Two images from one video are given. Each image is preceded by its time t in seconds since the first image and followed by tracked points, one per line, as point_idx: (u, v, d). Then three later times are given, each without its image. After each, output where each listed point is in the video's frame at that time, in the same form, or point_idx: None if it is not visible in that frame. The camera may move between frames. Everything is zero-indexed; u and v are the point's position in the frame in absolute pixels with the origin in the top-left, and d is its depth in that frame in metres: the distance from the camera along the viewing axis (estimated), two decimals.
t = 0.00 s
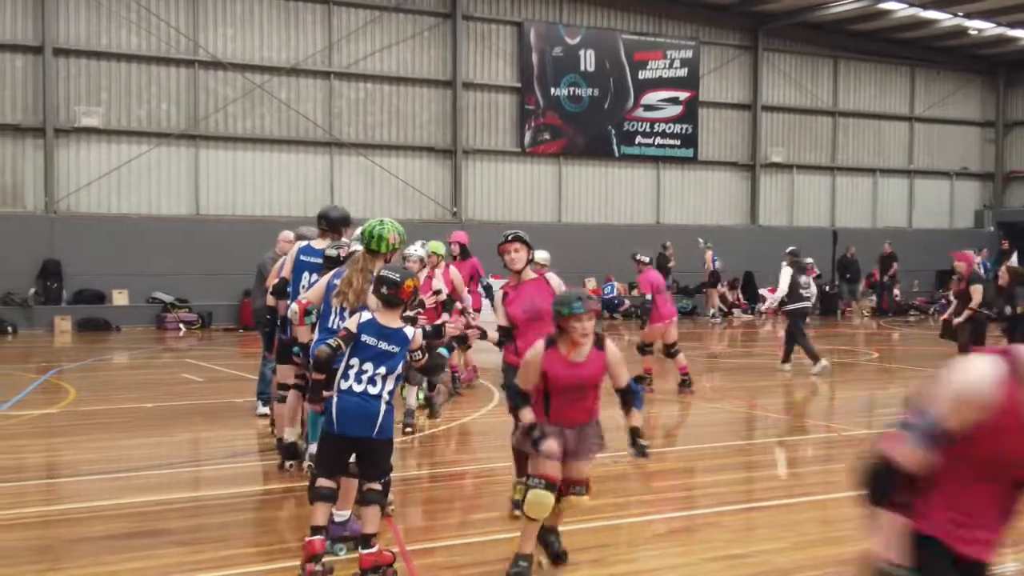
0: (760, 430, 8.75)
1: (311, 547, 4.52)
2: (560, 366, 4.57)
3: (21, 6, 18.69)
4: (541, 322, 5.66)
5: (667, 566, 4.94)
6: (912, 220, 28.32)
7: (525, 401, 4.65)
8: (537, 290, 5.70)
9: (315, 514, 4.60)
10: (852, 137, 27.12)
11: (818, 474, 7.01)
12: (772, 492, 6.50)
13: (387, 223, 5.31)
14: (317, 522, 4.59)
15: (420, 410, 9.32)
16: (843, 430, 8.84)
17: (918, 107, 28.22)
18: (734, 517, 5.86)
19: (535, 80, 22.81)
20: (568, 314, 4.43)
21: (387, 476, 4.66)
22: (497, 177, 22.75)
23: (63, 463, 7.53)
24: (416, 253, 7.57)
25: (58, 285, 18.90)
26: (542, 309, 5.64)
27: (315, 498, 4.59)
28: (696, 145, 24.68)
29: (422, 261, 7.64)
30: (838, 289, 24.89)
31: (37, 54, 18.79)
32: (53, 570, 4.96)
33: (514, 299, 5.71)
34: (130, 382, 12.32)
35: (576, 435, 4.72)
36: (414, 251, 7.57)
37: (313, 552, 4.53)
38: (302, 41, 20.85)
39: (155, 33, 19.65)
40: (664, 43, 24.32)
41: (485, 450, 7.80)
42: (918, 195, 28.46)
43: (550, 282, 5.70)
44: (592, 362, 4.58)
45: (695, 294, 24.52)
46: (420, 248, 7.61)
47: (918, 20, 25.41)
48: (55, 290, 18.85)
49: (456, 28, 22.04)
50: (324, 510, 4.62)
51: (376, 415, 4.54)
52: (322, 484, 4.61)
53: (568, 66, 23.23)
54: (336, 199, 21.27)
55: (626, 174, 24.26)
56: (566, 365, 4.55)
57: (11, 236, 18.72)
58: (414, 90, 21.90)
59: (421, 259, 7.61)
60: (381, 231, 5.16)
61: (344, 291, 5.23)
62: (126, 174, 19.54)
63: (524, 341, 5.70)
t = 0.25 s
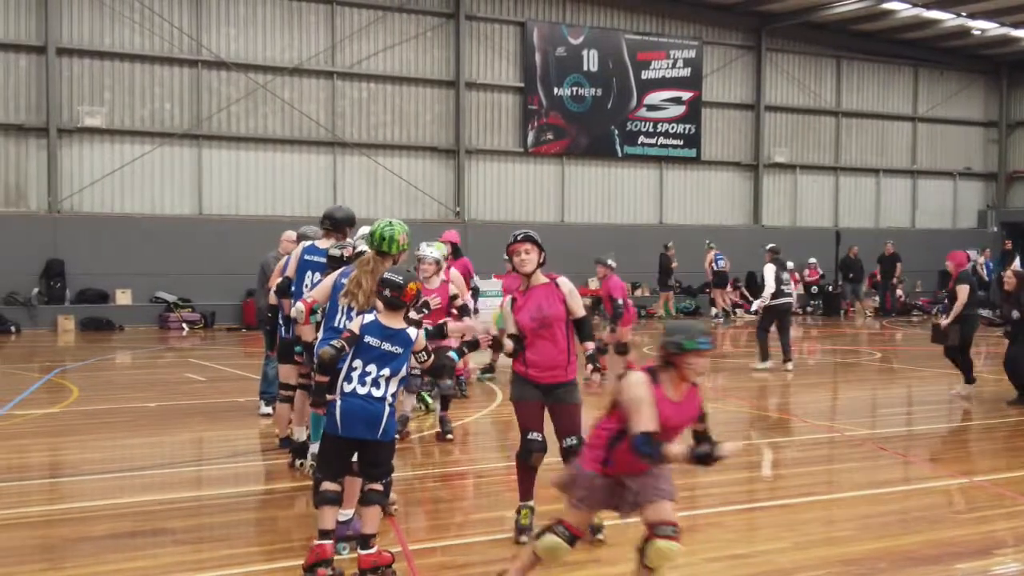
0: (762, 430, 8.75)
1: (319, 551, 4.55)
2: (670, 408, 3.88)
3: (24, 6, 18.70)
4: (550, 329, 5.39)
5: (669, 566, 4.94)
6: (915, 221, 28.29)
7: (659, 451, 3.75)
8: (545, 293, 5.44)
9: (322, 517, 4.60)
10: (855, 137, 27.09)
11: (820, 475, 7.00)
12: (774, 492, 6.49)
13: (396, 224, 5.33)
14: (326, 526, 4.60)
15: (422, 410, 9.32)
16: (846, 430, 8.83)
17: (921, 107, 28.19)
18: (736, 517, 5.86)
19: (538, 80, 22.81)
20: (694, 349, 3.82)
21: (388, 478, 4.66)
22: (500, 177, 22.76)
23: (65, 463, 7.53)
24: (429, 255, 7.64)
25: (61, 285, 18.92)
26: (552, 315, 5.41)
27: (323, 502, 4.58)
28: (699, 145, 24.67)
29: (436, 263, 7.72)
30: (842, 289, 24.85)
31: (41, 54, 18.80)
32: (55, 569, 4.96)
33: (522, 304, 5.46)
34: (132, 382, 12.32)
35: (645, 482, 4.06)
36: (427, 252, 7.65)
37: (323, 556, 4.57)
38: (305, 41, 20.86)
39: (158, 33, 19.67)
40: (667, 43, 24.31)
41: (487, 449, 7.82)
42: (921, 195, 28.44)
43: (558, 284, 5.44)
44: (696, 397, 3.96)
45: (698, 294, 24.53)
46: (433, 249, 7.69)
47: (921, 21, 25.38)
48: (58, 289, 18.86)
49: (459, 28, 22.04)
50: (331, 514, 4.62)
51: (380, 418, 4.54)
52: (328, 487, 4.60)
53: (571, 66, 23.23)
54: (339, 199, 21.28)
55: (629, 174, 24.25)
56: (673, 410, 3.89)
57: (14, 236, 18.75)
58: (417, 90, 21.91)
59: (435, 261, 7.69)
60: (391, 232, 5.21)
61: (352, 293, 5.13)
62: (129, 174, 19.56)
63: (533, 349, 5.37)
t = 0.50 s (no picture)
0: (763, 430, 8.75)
1: (324, 549, 4.51)
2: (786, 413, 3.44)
3: (27, 6, 18.72)
4: (572, 341, 4.89)
5: (670, 566, 4.94)
6: (917, 221, 28.27)
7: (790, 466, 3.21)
8: (564, 300, 4.95)
9: (323, 515, 4.55)
10: (857, 137, 27.08)
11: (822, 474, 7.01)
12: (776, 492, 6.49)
13: (402, 224, 5.38)
14: (326, 523, 4.55)
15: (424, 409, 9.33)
16: (847, 430, 8.83)
17: (923, 107, 28.17)
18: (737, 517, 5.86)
19: (540, 80, 22.81)
20: (842, 355, 4.11)
21: (387, 476, 4.67)
22: (502, 177, 22.77)
23: (67, 462, 7.54)
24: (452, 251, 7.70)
25: (63, 285, 18.94)
26: (574, 323, 4.90)
27: (325, 499, 4.55)
28: (700, 144, 24.66)
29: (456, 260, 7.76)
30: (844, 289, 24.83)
31: (43, 54, 18.82)
32: (56, 568, 4.97)
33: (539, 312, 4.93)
34: (134, 381, 12.32)
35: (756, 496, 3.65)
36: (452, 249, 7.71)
37: (327, 553, 4.53)
38: (307, 40, 20.87)
39: (161, 33, 19.68)
40: (669, 43, 24.31)
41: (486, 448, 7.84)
42: (923, 195, 28.41)
43: (578, 291, 4.98)
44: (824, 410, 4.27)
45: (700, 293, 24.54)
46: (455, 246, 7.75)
47: (923, 21, 25.36)
48: (60, 289, 18.89)
49: (461, 27, 22.04)
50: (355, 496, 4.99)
51: (383, 416, 4.56)
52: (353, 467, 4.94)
53: (573, 66, 23.24)
54: (341, 198, 21.27)
55: (631, 174, 24.25)
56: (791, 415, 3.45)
57: (16, 236, 18.76)
58: (419, 90, 21.92)
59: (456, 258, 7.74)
60: (400, 232, 5.27)
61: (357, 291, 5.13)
62: (131, 174, 19.58)
63: (552, 361, 4.87)
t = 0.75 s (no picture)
0: (766, 430, 8.75)
1: (323, 545, 4.52)
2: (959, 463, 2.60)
3: (30, 5, 18.72)
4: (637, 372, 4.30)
5: (673, 565, 4.94)
6: (920, 221, 28.26)
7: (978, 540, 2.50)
8: (632, 329, 4.33)
9: (321, 513, 4.60)
10: (860, 136, 27.06)
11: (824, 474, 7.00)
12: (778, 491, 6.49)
13: (404, 222, 5.35)
14: (325, 521, 4.60)
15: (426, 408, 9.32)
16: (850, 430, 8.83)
17: (926, 107, 28.15)
18: (740, 516, 5.86)
19: (543, 79, 22.80)
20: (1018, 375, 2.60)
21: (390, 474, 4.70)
22: (505, 176, 22.77)
23: (70, 461, 7.54)
24: (466, 249, 7.49)
25: (66, 284, 18.96)
26: (638, 357, 4.32)
27: (324, 498, 4.60)
28: (703, 144, 24.64)
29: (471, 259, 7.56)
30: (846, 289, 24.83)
31: (46, 53, 18.83)
32: (59, 567, 4.96)
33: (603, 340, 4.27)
34: (136, 380, 12.33)
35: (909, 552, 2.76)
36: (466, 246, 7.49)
37: (326, 552, 4.53)
38: (310, 40, 20.87)
39: (163, 32, 19.70)
40: (672, 42, 24.30)
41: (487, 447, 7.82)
42: (926, 195, 28.41)
43: (646, 318, 4.36)
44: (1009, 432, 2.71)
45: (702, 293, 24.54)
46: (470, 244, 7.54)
47: (926, 20, 25.35)
48: (63, 288, 18.90)
49: (463, 27, 22.05)
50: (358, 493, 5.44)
51: (387, 414, 4.58)
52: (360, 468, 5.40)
53: (576, 65, 23.24)
54: (343, 198, 21.28)
55: (633, 173, 24.25)
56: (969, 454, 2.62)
57: (19, 235, 18.77)
58: (422, 89, 21.93)
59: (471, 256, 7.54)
60: (402, 230, 5.24)
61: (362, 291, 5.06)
62: (134, 172, 19.59)
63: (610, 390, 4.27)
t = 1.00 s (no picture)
0: (767, 429, 8.76)
1: (330, 546, 4.48)
2: None
3: (32, 4, 18.72)
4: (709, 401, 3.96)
5: (673, 564, 4.95)
6: (922, 220, 28.24)
7: None
8: (708, 352, 3.94)
9: (326, 514, 4.58)
10: (862, 136, 27.04)
11: (826, 473, 7.00)
12: (779, 490, 6.50)
13: (402, 220, 5.39)
14: (331, 521, 4.58)
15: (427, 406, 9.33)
16: (851, 429, 8.83)
17: (928, 106, 28.12)
18: (742, 515, 5.87)
19: (545, 79, 22.81)
20: None
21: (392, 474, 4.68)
22: (507, 176, 22.77)
23: (71, 460, 7.54)
24: (467, 248, 7.16)
25: (68, 283, 18.97)
26: (715, 384, 3.94)
27: (330, 497, 4.57)
28: (705, 143, 24.64)
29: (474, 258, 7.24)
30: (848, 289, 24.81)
31: (48, 52, 18.84)
32: (59, 566, 4.97)
33: (672, 360, 3.94)
34: (137, 379, 12.33)
35: None
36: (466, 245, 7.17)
37: (333, 551, 4.50)
38: (311, 39, 20.87)
39: (165, 31, 19.71)
40: (674, 42, 24.30)
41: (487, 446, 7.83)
42: (928, 195, 28.38)
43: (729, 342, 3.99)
44: None
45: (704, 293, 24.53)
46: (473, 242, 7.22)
47: (928, 20, 25.34)
48: (65, 287, 18.91)
49: (465, 26, 22.05)
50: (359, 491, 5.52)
51: (389, 413, 4.56)
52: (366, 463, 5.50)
53: (578, 64, 23.24)
54: (345, 197, 21.29)
55: (635, 173, 24.24)
56: None
57: (21, 234, 18.78)
58: (424, 88, 21.93)
59: (476, 253, 7.22)
60: (399, 227, 5.25)
61: (363, 287, 5.00)
62: (137, 171, 19.60)
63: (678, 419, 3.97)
